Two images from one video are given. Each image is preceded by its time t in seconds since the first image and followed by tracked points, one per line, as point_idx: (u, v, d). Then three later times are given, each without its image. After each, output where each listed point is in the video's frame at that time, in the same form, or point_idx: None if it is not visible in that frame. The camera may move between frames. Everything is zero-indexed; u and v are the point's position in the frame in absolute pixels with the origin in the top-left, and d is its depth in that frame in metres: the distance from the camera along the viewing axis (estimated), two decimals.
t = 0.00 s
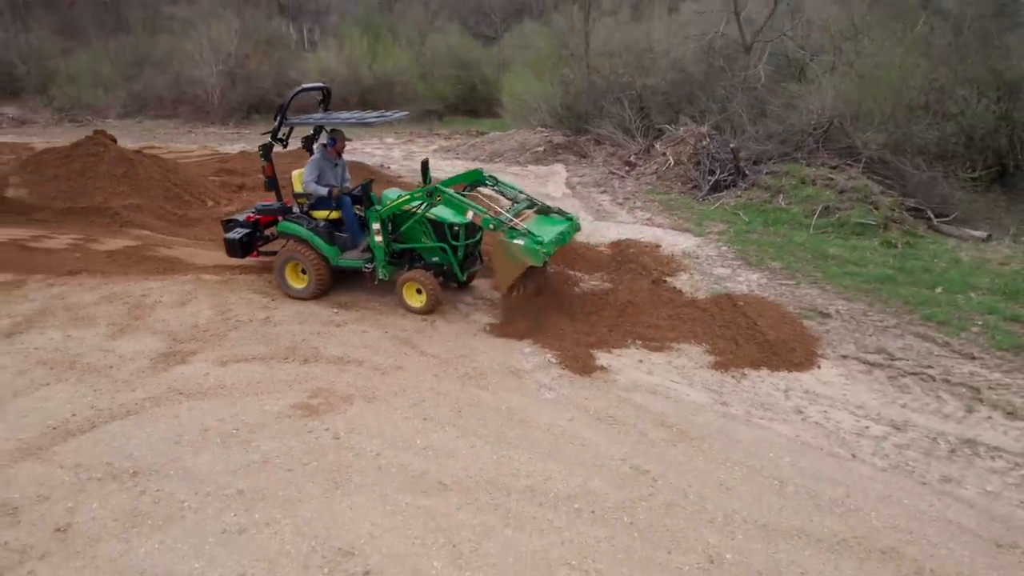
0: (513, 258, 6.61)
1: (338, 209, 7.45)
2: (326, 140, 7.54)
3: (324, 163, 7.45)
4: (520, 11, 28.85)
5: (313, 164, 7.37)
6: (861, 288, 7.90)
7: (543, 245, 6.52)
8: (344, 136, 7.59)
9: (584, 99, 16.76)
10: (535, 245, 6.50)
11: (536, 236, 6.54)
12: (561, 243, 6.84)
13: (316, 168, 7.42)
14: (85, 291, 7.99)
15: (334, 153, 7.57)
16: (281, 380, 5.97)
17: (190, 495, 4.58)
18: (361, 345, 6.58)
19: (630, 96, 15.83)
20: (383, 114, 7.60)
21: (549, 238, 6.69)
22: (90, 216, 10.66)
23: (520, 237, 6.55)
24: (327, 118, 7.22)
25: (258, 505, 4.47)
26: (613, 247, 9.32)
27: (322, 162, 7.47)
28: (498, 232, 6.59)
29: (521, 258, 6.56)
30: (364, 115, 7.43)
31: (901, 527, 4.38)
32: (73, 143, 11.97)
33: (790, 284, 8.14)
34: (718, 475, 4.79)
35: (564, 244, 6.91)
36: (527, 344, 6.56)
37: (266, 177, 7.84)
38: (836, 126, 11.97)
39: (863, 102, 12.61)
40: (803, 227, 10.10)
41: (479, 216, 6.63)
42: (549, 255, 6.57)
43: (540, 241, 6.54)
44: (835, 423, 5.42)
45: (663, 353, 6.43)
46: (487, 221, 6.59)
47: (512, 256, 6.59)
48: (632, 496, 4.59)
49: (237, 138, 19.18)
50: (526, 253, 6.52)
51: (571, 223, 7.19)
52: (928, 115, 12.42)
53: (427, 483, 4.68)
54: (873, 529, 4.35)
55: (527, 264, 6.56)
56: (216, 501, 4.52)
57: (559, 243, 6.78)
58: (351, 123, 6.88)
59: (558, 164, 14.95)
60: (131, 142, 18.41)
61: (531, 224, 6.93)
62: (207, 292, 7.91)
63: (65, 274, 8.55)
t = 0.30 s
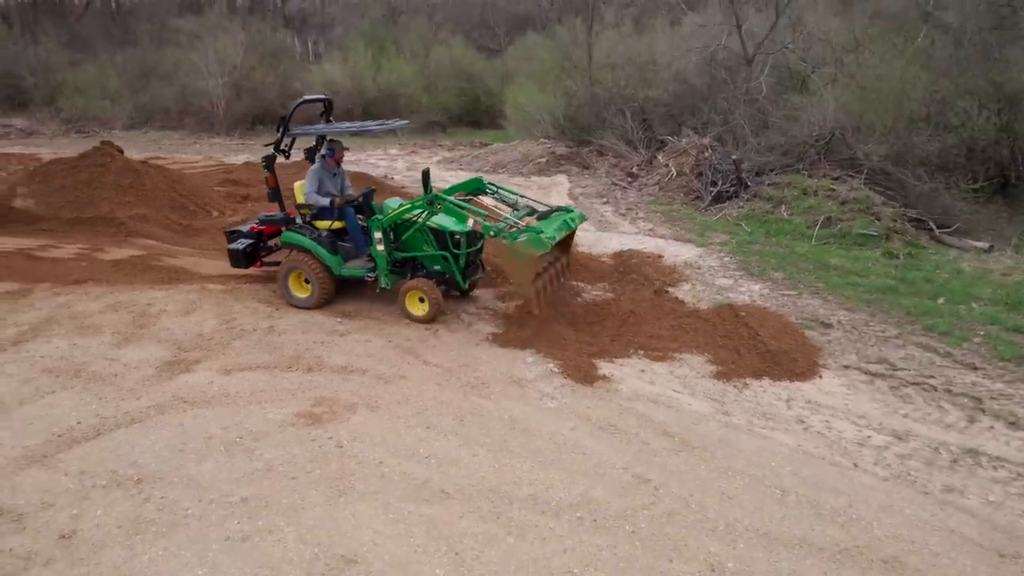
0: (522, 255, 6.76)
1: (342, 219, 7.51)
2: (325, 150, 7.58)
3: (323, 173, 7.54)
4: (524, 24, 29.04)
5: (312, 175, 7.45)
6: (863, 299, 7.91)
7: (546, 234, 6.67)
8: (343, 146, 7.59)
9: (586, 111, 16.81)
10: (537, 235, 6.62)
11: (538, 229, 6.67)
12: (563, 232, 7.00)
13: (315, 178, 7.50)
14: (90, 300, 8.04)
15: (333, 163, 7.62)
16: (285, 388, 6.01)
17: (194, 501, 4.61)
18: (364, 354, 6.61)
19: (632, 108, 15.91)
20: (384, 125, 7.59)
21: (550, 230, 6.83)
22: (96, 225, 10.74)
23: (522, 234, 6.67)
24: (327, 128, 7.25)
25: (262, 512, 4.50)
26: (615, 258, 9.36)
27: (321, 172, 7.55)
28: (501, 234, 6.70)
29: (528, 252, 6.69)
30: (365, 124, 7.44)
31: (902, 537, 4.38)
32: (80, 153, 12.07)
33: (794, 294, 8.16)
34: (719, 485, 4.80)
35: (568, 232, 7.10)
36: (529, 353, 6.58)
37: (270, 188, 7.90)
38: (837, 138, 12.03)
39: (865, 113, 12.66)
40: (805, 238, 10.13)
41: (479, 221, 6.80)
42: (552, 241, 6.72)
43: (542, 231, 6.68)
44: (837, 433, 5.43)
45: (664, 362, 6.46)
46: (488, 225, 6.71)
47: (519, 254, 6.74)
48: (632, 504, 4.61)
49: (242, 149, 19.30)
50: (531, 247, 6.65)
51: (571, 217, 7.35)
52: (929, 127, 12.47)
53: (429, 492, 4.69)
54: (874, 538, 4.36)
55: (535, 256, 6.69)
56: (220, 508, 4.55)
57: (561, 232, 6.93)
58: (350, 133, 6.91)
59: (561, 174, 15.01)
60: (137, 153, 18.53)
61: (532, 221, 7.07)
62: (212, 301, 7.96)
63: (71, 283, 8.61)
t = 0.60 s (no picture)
0: (548, 262, 6.70)
1: (361, 225, 7.43)
2: (341, 154, 7.59)
3: (341, 177, 7.57)
4: (528, 28, 29.11)
5: (330, 180, 7.49)
6: (868, 303, 7.91)
7: (567, 235, 6.70)
8: (359, 149, 7.61)
9: (590, 116, 16.83)
10: (561, 236, 6.67)
11: (559, 232, 6.69)
12: (586, 231, 7.02)
13: (333, 183, 7.53)
14: (95, 303, 8.07)
15: (350, 166, 7.62)
16: (289, 392, 6.03)
17: (198, 504, 4.63)
18: (368, 358, 6.63)
19: (636, 112, 15.93)
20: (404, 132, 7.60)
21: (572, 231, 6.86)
22: (102, 229, 10.79)
23: (546, 239, 6.68)
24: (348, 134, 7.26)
25: (266, 515, 4.51)
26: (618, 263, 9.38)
27: (339, 177, 7.59)
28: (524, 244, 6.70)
29: (554, 256, 6.65)
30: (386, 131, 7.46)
31: (906, 541, 4.38)
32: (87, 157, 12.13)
33: (798, 299, 8.16)
34: (723, 490, 4.80)
35: (590, 230, 7.13)
36: (533, 357, 6.60)
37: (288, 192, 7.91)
38: (841, 143, 12.04)
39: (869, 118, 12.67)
40: (809, 242, 10.13)
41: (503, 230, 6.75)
42: (576, 239, 6.73)
43: (564, 232, 6.74)
44: (840, 437, 5.43)
45: (668, 366, 6.46)
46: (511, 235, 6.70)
47: (546, 260, 6.68)
48: (635, 508, 4.61)
49: (246, 153, 19.36)
50: (557, 249, 6.63)
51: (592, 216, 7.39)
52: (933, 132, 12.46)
53: (433, 495, 4.70)
54: (878, 542, 4.35)
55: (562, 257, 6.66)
56: (224, 510, 4.56)
57: (584, 232, 6.94)
58: (373, 139, 6.95)
59: (565, 179, 15.03)
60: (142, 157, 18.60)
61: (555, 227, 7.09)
62: (216, 304, 7.99)
63: (77, 286, 8.64)
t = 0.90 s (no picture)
0: (594, 262, 6.59)
1: (398, 229, 7.39)
2: (376, 155, 7.54)
3: (377, 180, 7.53)
4: (535, 29, 29.12)
5: (366, 183, 7.46)
6: (875, 305, 7.87)
7: (609, 232, 6.62)
8: (394, 150, 7.57)
9: (596, 116, 16.82)
10: (605, 235, 6.59)
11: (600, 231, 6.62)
12: (627, 228, 6.97)
13: (370, 185, 7.49)
14: (103, 302, 8.11)
15: (385, 168, 7.58)
16: (295, 391, 6.04)
17: (204, 502, 4.65)
18: (373, 358, 6.64)
19: (642, 113, 15.92)
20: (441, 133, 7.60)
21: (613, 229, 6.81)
22: (109, 228, 10.84)
23: (590, 240, 6.59)
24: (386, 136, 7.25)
25: (271, 514, 4.52)
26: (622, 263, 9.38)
27: (375, 179, 7.56)
28: (569, 249, 6.60)
29: (599, 255, 6.55)
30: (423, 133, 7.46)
31: (912, 545, 4.36)
32: (95, 157, 12.18)
33: (804, 300, 8.14)
34: (728, 492, 4.79)
35: (632, 227, 7.11)
36: (538, 358, 6.60)
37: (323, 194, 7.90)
38: (848, 143, 12.03)
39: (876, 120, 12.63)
40: (815, 243, 10.10)
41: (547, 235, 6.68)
42: (618, 236, 6.64)
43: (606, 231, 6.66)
44: (846, 439, 5.41)
45: (673, 368, 6.45)
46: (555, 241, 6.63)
47: (592, 260, 6.58)
48: (641, 510, 4.60)
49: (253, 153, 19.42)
50: (602, 248, 6.54)
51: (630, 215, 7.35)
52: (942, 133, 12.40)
53: (438, 495, 4.70)
54: (884, 546, 4.34)
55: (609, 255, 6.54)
56: (230, 510, 4.57)
57: (625, 230, 6.88)
58: (412, 141, 6.91)
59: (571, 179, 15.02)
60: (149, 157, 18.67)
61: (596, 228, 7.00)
62: (223, 304, 8.01)
63: (85, 285, 8.68)
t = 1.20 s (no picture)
0: (646, 261, 6.78)
1: (441, 230, 7.35)
2: (417, 155, 7.43)
3: (419, 181, 7.41)
4: (542, 29, 29.12)
5: (408, 184, 7.34)
6: (881, 306, 7.85)
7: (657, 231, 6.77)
8: (435, 150, 7.46)
9: (603, 116, 16.80)
10: (652, 233, 6.75)
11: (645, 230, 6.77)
12: (673, 224, 7.12)
13: (411, 186, 7.37)
14: (110, 301, 8.14)
15: (425, 169, 7.42)
16: (300, 391, 6.06)
17: (209, 500, 4.66)
18: (379, 357, 6.65)
19: (649, 113, 15.90)
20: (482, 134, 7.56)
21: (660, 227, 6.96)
22: (117, 227, 10.88)
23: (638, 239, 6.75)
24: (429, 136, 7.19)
25: (275, 514, 4.53)
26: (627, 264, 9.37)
27: (417, 180, 7.43)
28: (619, 254, 6.74)
29: (650, 253, 6.73)
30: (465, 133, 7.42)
31: (918, 548, 4.34)
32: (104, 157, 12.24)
33: (809, 301, 8.11)
34: (732, 493, 4.78)
35: (677, 223, 7.26)
36: (543, 358, 6.59)
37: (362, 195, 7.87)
38: (855, 144, 11.99)
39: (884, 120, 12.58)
40: (821, 244, 10.07)
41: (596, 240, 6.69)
42: (666, 233, 6.81)
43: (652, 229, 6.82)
44: (853, 442, 5.39)
45: (678, 369, 6.44)
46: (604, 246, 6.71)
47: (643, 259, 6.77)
48: (645, 511, 4.60)
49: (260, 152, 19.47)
50: (652, 245, 6.71)
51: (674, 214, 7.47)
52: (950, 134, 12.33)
53: (443, 495, 4.71)
54: (889, 549, 4.32)
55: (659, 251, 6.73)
56: (234, 509, 4.58)
57: (672, 227, 7.04)
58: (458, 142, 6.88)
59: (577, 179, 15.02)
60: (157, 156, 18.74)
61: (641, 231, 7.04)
62: (229, 303, 8.03)
63: (93, 284, 8.71)
